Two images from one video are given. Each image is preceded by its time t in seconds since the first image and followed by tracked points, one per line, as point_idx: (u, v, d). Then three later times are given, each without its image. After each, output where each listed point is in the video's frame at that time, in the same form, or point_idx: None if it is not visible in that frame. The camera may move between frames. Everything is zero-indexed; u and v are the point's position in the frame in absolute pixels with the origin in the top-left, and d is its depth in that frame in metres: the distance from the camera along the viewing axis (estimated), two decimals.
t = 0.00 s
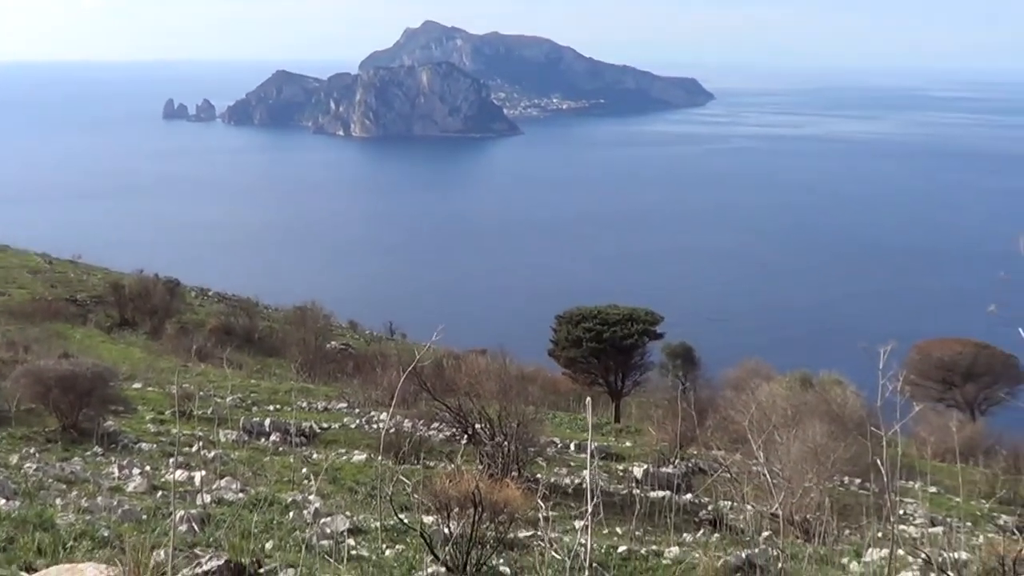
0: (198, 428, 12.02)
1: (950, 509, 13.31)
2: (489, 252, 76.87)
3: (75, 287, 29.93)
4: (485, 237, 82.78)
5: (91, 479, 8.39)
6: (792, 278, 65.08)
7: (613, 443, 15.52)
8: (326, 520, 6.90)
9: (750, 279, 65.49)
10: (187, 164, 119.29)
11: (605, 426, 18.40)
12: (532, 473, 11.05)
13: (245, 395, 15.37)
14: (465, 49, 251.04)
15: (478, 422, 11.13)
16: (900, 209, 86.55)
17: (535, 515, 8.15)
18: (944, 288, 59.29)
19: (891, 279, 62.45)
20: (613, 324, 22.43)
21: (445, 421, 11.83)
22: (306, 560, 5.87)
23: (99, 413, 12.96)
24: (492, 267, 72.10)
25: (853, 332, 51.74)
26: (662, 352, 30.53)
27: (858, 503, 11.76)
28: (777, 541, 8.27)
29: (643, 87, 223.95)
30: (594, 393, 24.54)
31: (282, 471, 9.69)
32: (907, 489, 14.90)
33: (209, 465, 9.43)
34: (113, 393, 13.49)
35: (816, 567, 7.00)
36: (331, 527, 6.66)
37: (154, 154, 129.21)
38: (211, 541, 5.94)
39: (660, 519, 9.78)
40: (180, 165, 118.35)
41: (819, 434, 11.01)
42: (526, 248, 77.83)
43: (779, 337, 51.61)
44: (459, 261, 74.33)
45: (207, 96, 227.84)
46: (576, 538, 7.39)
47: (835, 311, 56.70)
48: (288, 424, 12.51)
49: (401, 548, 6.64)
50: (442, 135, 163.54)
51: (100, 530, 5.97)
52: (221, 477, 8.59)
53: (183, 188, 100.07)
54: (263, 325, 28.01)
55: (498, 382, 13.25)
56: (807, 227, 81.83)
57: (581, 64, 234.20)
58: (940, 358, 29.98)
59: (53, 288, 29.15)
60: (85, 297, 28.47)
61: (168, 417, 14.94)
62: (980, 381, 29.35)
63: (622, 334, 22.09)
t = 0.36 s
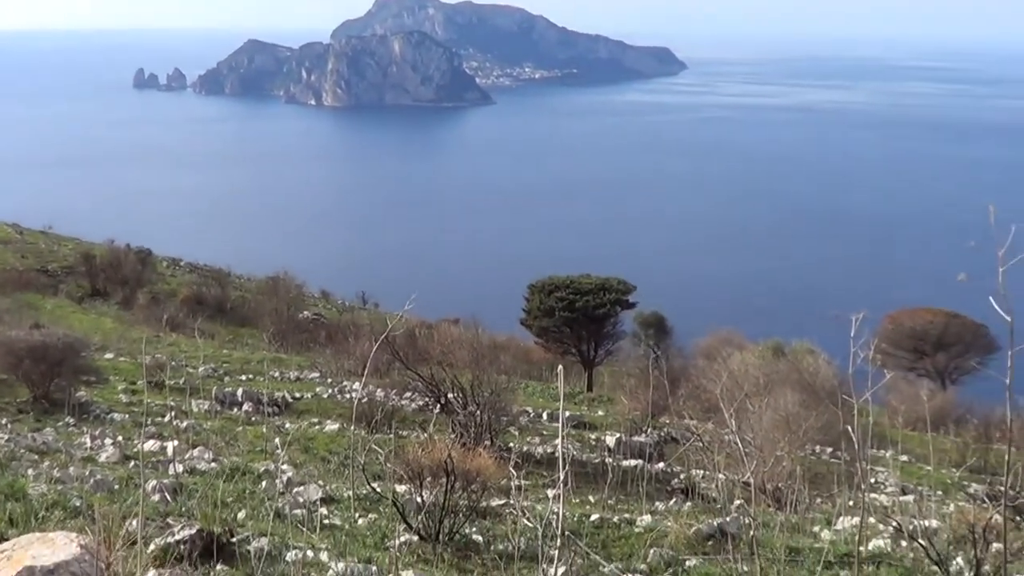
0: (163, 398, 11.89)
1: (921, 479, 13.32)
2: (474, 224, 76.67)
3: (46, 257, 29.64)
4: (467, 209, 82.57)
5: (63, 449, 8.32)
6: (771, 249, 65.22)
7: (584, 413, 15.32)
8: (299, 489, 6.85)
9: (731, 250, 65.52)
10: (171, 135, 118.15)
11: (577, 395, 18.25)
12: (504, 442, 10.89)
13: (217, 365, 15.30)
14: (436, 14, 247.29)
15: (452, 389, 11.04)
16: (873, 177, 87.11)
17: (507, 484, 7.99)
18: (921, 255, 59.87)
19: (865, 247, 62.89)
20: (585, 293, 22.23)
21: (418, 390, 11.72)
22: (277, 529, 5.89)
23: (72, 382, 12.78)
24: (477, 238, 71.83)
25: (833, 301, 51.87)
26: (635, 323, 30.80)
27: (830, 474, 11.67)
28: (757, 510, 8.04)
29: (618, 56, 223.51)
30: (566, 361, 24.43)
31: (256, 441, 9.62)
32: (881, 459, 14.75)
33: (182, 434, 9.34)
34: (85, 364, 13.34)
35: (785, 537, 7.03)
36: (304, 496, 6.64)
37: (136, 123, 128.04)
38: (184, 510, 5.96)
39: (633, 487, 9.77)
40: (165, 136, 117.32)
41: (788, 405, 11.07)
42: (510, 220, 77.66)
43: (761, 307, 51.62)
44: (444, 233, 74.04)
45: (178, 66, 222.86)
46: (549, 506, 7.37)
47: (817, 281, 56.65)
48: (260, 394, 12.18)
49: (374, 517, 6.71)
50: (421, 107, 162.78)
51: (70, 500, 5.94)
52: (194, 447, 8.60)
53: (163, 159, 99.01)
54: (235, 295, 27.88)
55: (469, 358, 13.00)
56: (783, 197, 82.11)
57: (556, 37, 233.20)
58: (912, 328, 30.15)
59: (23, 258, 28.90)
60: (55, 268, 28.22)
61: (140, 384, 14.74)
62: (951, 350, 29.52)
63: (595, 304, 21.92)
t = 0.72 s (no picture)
0: (141, 365, 11.85)
1: (898, 444, 13.48)
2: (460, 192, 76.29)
3: (22, 225, 29.39)
4: (452, 178, 82.23)
5: (41, 416, 8.29)
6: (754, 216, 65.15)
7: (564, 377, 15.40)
8: (277, 454, 6.83)
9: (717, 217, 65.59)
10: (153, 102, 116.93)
11: (555, 360, 18.28)
12: (482, 407, 10.97)
13: (194, 331, 15.28)
14: None
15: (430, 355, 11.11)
16: (854, 142, 87.20)
17: (485, 449, 7.98)
18: (902, 220, 60.25)
19: (847, 212, 63.04)
20: (564, 260, 22.08)
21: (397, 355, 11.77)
22: (256, 494, 5.90)
23: (50, 348, 12.70)
24: (463, 207, 71.50)
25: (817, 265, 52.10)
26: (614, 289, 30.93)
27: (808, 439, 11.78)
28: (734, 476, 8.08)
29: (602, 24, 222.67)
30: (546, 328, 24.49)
31: (234, 406, 9.59)
32: (858, 424, 14.85)
33: (161, 400, 9.32)
34: (63, 330, 13.27)
35: (763, 501, 7.03)
36: (283, 462, 6.65)
37: (119, 90, 126.57)
38: (163, 476, 5.98)
39: (611, 452, 9.82)
40: (147, 103, 115.93)
41: (767, 367, 11.02)
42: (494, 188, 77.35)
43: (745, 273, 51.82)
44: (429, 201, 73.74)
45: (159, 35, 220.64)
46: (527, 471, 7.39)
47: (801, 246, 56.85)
48: (238, 359, 12.22)
49: (353, 482, 6.71)
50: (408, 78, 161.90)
51: (48, 467, 5.95)
52: (173, 413, 8.59)
53: (145, 127, 97.78)
54: (213, 262, 27.81)
55: (449, 312, 12.83)
56: (766, 165, 82.04)
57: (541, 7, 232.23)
58: (890, 294, 30.40)
59: None
60: (32, 236, 28.00)
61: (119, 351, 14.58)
62: (928, 316, 29.86)
63: (574, 270, 21.76)
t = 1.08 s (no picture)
0: (121, 329, 11.80)
1: (879, 406, 13.62)
2: (446, 158, 75.86)
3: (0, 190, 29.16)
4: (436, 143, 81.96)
5: (20, 382, 8.27)
6: (740, 180, 65.01)
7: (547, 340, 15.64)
8: (257, 419, 6.88)
9: (702, 185, 65.57)
10: (135, 67, 115.87)
11: (536, 324, 18.26)
12: (464, 371, 11.14)
13: (175, 296, 15.25)
14: None
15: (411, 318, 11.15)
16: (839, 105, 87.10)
17: (465, 412, 8.00)
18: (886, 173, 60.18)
19: (830, 172, 63.08)
20: (545, 223, 21.95)
21: (377, 319, 11.82)
22: (235, 458, 5.93)
23: (29, 314, 12.62)
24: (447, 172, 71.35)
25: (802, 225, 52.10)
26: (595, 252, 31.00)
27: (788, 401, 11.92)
28: (714, 439, 8.13)
29: None
30: (527, 290, 24.59)
31: (215, 370, 9.58)
32: (838, 385, 15.01)
33: (141, 365, 9.30)
34: (42, 296, 13.18)
35: (744, 462, 7.05)
36: (264, 426, 6.67)
37: (102, 56, 125.40)
38: (143, 441, 6.01)
39: (593, 416, 9.88)
40: (129, 68, 114.91)
41: (748, 330, 11.01)
42: (481, 155, 77.01)
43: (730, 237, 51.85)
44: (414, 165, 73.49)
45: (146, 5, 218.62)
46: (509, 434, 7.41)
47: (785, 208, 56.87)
48: (218, 324, 12.19)
49: (334, 446, 6.73)
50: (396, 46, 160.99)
51: (28, 432, 5.96)
52: (153, 378, 8.58)
53: (126, 92, 96.90)
54: (193, 227, 27.78)
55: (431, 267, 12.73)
56: (751, 131, 81.92)
57: None
58: (871, 257, 30.48)
59: None
60: (11, 201, 27.83)
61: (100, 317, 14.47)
62: (908, 279, 30.07)
63: (555, 234, 21.61)
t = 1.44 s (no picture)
0: (98, 303, 11.72)
1: (857, 372, 13.74)
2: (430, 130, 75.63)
3: None
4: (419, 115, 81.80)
5: None
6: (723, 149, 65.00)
7: (525, 310, 15.78)
8: (235, 393, 6.93)
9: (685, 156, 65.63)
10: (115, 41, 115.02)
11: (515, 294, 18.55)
12: (443, 341, 11.24)
13: (152, 270, 15.21)
14: None
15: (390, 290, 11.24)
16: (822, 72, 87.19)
17: (443, 383, 8.03)
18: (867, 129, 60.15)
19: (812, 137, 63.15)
20: (523, 193, 22.11)
21: (356, 291, 11.89)
22: (212, 432, 5.93)
23: (7, 290, 12.52)
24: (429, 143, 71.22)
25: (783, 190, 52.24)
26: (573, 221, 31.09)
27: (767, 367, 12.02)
28: (695, 406, 8.16)
29: None
30: (505, 262, 24.68)
31: (193, 343, 9.56)
32: (818, 353, 15.12)
33: (119, 339, 9.29)
34: (19, 271, 13.05)
35: (723, 430, 7.17)
36: (243, 399, 6.72)
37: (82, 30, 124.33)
38: (120, 415, 6.02)
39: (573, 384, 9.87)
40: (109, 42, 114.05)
41: (728, 296, 10.97)
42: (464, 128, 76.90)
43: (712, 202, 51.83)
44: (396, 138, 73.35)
45: None
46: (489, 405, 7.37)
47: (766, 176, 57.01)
48: (196, 298, 12.17)
49: (313, 418, 6.74)
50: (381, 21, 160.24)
51: (4, 410, 6.01)
52: (131, 352, 8.56)
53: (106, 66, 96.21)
54: (170, 199, 27.81)
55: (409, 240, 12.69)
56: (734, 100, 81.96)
57: None
58: (849, 226, 30.72)
59: None
60: None
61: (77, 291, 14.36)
62: (886, 247, 30.33)
63: (533, 204, 21.85)
